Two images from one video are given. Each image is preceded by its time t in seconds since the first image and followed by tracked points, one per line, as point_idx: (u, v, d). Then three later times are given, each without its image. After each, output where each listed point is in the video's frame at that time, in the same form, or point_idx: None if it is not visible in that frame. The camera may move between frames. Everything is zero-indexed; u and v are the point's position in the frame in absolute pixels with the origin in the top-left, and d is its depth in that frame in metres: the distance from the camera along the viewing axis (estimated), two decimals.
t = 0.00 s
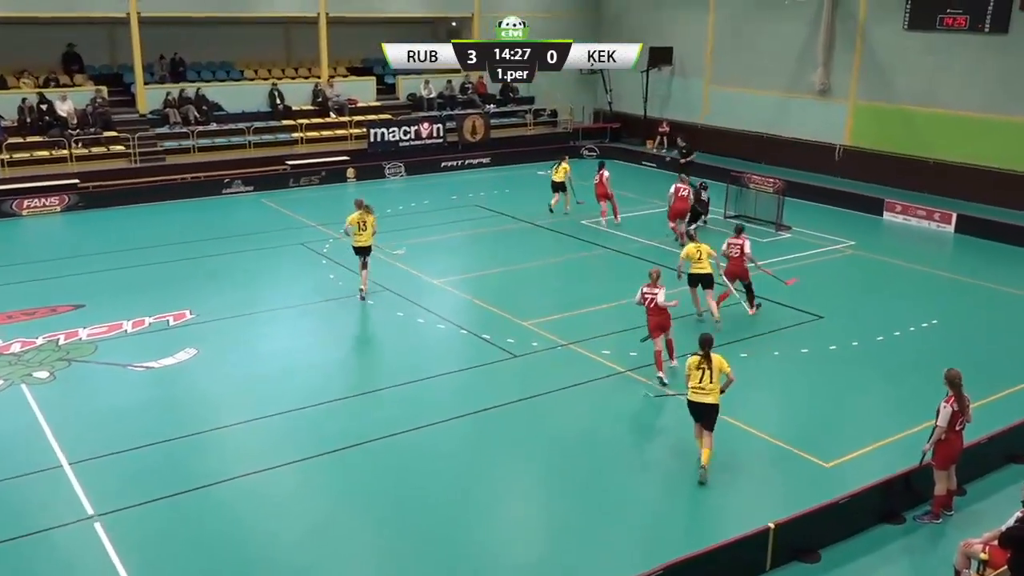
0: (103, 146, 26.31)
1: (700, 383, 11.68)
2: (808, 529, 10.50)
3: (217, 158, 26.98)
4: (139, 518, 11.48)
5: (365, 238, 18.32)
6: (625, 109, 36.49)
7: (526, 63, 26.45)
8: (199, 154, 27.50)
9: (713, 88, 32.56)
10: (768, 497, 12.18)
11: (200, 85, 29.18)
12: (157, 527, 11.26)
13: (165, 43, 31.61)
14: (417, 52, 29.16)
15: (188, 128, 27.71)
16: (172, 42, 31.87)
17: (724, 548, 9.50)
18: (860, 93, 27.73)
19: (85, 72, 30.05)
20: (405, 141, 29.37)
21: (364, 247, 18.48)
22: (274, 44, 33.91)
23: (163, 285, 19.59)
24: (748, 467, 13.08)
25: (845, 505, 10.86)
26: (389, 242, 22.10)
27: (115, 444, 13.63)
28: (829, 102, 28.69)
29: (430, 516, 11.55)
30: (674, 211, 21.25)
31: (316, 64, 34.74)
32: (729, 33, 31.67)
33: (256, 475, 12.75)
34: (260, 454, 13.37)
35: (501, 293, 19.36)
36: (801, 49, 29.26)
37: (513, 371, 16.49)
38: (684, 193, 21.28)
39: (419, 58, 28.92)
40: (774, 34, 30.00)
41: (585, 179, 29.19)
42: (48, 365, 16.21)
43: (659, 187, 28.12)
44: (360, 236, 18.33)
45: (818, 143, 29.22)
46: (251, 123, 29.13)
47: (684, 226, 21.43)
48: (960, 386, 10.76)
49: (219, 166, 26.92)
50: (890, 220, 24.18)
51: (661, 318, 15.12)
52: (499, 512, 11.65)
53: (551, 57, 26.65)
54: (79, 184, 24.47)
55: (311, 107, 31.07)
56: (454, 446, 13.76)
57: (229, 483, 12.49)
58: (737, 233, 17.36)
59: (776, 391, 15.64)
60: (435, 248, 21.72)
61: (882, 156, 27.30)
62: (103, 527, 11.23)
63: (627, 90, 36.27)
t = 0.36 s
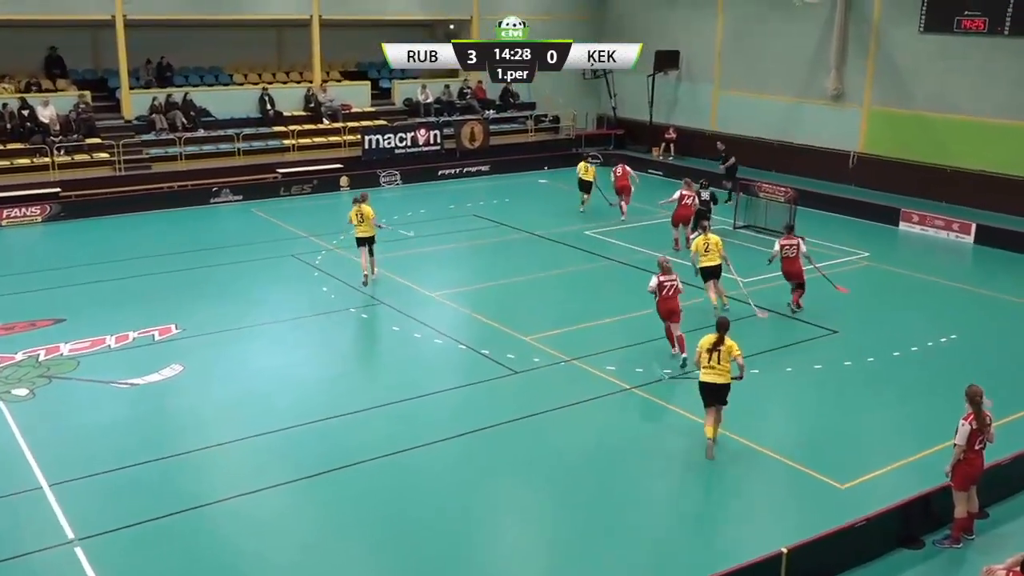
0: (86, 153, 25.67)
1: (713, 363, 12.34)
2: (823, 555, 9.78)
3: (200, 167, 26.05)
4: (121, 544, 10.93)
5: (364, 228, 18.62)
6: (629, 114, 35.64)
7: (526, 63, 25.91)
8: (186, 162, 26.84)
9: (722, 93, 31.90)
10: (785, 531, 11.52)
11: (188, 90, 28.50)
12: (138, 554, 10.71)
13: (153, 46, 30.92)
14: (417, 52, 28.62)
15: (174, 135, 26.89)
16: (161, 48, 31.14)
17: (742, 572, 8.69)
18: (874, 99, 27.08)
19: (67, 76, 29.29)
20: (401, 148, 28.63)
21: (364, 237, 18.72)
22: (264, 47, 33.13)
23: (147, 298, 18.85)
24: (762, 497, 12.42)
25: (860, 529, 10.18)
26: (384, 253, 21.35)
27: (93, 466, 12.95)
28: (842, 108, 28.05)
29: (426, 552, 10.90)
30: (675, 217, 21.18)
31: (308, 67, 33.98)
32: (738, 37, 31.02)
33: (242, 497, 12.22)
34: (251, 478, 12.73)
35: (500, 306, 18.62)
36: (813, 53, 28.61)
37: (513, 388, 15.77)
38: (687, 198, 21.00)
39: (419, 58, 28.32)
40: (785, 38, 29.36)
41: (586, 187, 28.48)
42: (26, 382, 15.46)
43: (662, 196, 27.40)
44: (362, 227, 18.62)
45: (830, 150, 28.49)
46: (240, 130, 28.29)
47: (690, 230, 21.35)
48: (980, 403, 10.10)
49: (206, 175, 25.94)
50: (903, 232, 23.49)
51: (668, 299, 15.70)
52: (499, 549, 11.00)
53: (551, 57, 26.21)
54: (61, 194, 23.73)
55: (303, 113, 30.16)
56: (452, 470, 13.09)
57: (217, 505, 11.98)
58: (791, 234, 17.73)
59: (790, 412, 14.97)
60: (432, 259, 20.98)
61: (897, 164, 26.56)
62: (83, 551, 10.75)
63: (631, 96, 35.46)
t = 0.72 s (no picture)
0: (69, 159, 24.91)
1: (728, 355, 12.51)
2: None
3: (190, 173, 25.45)
4: (102, 570, 10.27)
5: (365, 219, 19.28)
6: (635, 119, 34.92)
7: (526, 63, 25.34)
8: (172, 168, 26.13)
9: (731, 96, 31.20)
10: (803, 557, 10.80)
11: (175, 94, 27.72)
12: None
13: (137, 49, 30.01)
14: (416, 52, 28.06)
15: (161, 141, 26.33)
16: (148, 51, 30.37)
17: None
18: (890, 102, 26.41)
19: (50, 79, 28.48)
20: (396, 154, 27.92)
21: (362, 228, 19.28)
22: (255, 51, 32.35)
23: (129, 311, 18.09)
24: (779, 521, 11.69)
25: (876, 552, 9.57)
26: (378, 264, 20.59)
27: (69, 488, 12.22)
28: (857, 112, 27.38)
29: None
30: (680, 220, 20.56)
31: (300, 71, 33.22)
32: (747, 39, 30.33)
33: (230, 517, 11.56)
34: (240, 497, 12.08)
35: (498, 319, 17.88)
36: (825, 55, 27.93)
37: (515, 405, 15.03)
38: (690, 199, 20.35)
39: (419, 58, 27.80)
40: (796, 40, 28.67)
41: (588, 194, 27.75)
42: (3, 399, 14.70)
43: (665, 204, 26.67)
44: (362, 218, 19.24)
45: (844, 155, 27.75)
46: (228, 135, 27.72)
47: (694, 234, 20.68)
48: (1003, 419, 9.42)
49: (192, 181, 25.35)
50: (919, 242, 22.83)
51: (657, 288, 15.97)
52: None
53: (551, 57, 25.46)
54: (43, 202, 22.94)
55: (295, 118, 29.57)
56: (450, 490, 12.37)
57: (206, 527, 11.31)
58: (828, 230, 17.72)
59: (805, 430, 14.24)
60: (429, 270, 20.25)
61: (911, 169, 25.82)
62: None
63: (637, 100, 34.78)
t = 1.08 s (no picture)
0: (47, 166, 24.02)
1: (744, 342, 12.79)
2: None
3: (176, 182, 24.71)
4: None
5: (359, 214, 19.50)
6: (641, 124, 34.10)
7: (526, 63, 24.66)
8: (157, 176, 25.34)
9: (741, 100, 30.40)
10: None
11: (160, 98, 26.80)
12: None
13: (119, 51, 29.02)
14: (416, 53, 27.41)
15: (145, 146, 25.45)
16: (134, 53, 29.36)
17: None
18: (907, 107, 25.73)
19: (29, 82, 27.59)
20: (391, 160, 27.30)
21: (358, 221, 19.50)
22: (244, 53, 31.44)
23: (108, 325, 17.27)
24: (797, 547, 10.93)
25: None
26: (370, 276, 19.77)
27: (39, 511, 11.45)
28: (874, 116, 26.60)
29: None
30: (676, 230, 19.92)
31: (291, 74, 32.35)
32: (758, 42, 29.56)
33: (214, 542, 10.83)
34: (224, 520, 11.37)
35: (498, 334, 17.09)
36: (840, 58, 27.16)
37: (516, 424, 14.25)
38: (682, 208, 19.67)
39: (419, 58, 27.16)
40: (808, 42, 27.93)
41: (589, 202, 26.98)
42: None
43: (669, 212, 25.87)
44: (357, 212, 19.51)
45: (858, 163, 27.10)
46: (214, 140, 26.91)
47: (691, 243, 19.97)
48: None
49: (178, 189, 24.58)
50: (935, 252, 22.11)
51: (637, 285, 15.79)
52: None
53: (551, 57, 24.81)
54: (21, 210, 22.16)
55: (285, 122, 28.61)
56: (447, 514, 11.60)
57: (190, 551, 10.58)
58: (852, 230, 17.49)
59: (821, 450, 13.49)
60: (426, 282, 19.46)
61: (930, 177, 25.22)
62: None
63: (642, 105, 33.88)
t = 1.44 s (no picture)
0: (25, 170, 23.16)
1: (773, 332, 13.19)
2: None
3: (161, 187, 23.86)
4: None
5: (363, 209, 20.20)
6: (648, 126, 33.28)
7: (526, 64, 23.88)
8: (141, 181, 24.48)
9: (752, 102, 29.60)
10: None
11: (143, 99, 25.94)
12: None
13: (100, 50, 28.15)
14: (416, 53, 26.59)
15: (128, 150, 24.58)
16: (119, 54, 28.52)
17: None
18: (926, 108, 24.95)
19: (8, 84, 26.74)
20: (385, 165, 26.37)
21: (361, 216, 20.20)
22: (233, 53, 30.54)
23: (86, 338, 16.50)
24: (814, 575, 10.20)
25: None
26: (362, 286, 18.99)
27: (7, 539, 10.76)
28: (892, 118, 25.83)
29: None
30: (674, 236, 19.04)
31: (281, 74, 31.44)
32: (772, 42, 28.75)
33: (198, 567, 10.22)
34: (209, 545, 10.72)
35: (496, 347, 16.34)
36: (857, 59, 26.42)
37: (514, 443, 13.50)
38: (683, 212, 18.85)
39: (420, 58, 26.27)
40: (824, 43, 27.17)
41: (591, 207, 26.21)
42: None
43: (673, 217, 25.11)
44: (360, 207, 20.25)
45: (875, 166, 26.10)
46: (200, 144, 25.94)
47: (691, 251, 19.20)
48: None
49: (163, 194, 23.72)
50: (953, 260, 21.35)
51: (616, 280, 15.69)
52: None
53: (551, 57, 24.11)
54: None
55: (275, 125, 27.76)
56: (441, 540, 10.88)
57: None
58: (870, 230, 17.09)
59: (838, 469, 12.75)
60: (421, 292, 18.70)
61: (945, 180, 24.42)
62: None
63: (651, 107, 33.01)
